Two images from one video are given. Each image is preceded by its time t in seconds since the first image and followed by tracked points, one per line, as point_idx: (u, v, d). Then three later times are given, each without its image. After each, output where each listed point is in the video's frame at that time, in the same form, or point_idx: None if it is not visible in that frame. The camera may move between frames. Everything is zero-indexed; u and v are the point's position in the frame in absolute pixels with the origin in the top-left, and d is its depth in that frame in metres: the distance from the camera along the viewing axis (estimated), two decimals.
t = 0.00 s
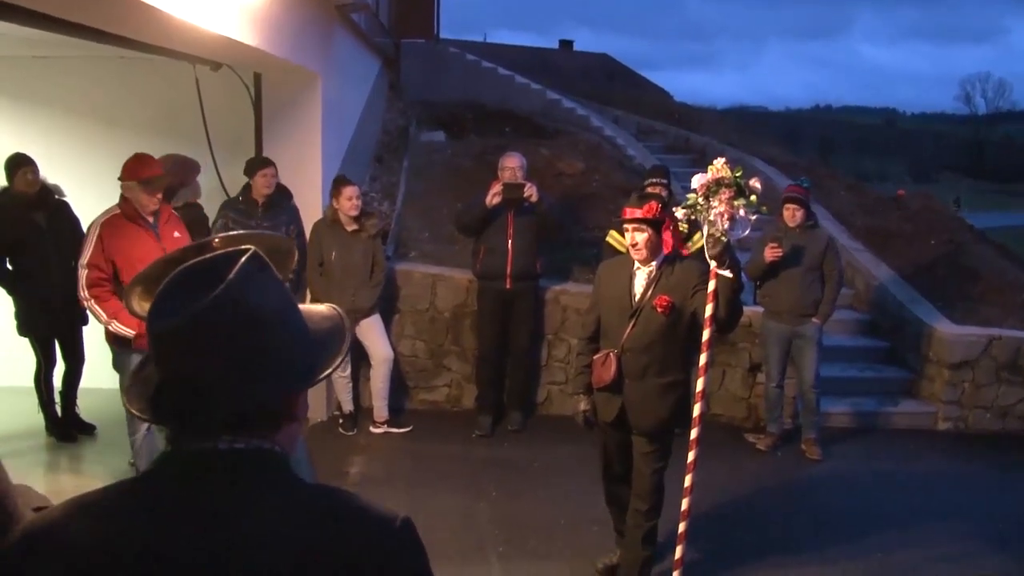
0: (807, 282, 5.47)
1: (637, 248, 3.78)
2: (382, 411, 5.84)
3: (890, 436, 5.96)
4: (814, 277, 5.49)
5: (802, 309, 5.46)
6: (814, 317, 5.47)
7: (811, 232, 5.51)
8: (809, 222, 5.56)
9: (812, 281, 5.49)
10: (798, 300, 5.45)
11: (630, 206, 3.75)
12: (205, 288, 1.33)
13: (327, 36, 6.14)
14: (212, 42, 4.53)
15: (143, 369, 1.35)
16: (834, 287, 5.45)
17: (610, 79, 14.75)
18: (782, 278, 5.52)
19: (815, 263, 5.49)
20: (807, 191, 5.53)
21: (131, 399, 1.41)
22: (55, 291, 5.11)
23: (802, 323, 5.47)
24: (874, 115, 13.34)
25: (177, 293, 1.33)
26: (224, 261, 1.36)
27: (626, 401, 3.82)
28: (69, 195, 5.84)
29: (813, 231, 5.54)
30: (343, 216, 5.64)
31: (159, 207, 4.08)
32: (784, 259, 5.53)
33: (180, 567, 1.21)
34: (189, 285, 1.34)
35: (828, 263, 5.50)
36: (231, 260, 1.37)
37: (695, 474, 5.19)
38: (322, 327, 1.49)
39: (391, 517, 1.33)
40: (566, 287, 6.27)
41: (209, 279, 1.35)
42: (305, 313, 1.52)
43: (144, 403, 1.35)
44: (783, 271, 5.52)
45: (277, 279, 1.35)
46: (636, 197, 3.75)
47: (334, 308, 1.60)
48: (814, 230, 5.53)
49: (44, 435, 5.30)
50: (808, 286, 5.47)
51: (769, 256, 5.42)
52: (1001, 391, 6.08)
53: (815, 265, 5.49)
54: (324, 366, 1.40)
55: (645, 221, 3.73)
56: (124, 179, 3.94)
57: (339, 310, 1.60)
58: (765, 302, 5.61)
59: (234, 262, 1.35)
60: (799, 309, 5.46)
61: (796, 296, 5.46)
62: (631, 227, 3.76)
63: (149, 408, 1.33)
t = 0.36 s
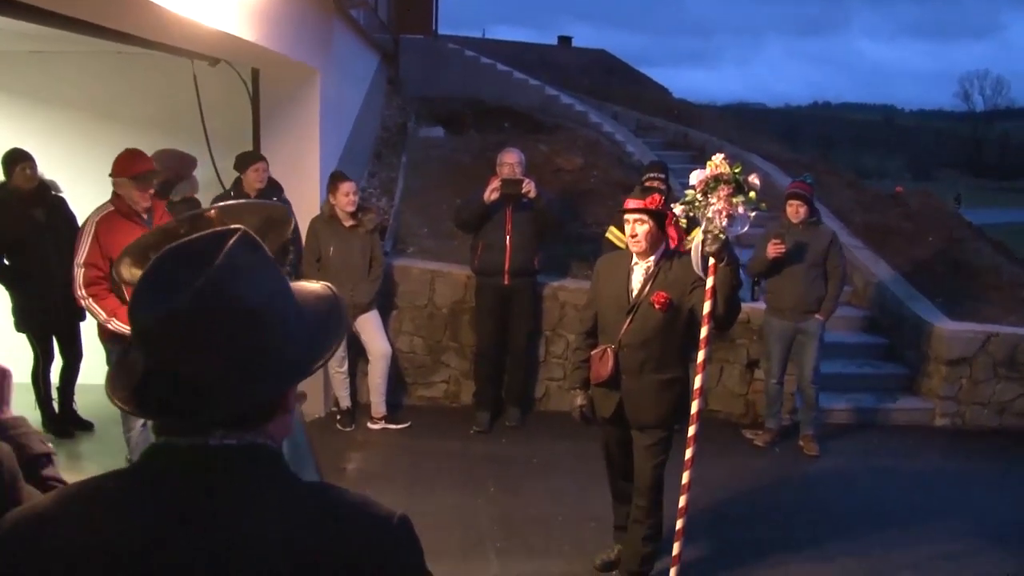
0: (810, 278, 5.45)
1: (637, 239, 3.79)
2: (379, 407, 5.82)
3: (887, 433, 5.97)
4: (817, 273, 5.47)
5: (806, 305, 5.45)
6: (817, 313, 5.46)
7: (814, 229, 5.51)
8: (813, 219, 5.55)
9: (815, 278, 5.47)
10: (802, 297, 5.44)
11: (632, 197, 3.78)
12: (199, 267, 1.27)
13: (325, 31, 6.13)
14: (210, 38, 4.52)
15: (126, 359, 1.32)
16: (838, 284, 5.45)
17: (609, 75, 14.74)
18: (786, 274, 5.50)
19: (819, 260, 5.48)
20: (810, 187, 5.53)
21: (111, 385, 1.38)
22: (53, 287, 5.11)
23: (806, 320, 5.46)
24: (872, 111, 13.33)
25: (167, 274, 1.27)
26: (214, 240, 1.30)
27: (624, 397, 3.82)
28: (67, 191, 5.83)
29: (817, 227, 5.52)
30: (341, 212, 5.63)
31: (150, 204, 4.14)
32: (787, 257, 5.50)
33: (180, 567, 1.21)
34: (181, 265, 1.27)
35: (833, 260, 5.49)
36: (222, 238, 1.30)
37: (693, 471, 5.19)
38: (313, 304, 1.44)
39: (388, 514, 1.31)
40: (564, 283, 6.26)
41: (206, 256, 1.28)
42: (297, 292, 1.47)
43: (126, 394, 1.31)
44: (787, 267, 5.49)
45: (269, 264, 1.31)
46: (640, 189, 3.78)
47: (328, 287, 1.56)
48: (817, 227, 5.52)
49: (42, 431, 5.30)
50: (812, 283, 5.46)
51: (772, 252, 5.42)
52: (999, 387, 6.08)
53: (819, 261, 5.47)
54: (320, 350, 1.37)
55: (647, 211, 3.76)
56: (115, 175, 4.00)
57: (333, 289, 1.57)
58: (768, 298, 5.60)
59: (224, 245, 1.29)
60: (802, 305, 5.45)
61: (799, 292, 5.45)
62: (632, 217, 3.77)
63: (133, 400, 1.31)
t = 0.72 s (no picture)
0: (806, 280, 5.46)
1: (622, 238, 3.82)
2: (369, 408, 5.83)
3: (877, 433, 5.98)
4: (814, 274, 5.47)
5: (802, 306, 5.46)
6: (813, 314, 5.47)
7: (810, 230, 5.51)
8: (809, 220, 5.55)
9: (811, 279, 5.46)
10: (798, 298, 5.45)
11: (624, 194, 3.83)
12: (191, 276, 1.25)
13: (315, 33, 6.13)
14: (199, 39, 4.51)
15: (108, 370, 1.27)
16: (834, 284, 5.42)
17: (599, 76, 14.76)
18: (783, 274, 5.51)
19: (815, 261, 5.47)
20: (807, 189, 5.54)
21: (95, 396, 1.32)
22: (41, 289, 5.08)
23: (800, 321, 5.48)
24: (860, 112, 13.39)
25: (159, 284, 1.25)
26: (207, 248, 1.29)
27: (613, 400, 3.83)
28: (55, 192, 5.81)
29: (812, 229, 5.53)
30: (331, 213, 5.62)
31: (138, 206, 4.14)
32: (782, 257, 5.52)
33: None
34: (176, 275, 1.26)
35: (828, 261, 5.47)
36: (215, 247, 1.29)
37: (684, 471, 5.20)
38: (308, 314, 1.40)
39: (379, 533, 1.30)
40: (554, 285, 6.27)
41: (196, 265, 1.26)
42: (289, 299, 1.43)
43: (108, 406, 1.26)
44: (783, 268, 5.51)
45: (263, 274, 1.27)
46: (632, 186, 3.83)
47: (321, 294, 1.52)
48: (813, 228, 5.53)
49: (31, 434, 5.27)
50: (808, 284, 5.46)
51: (767, 254, 5.38)
52: (987, 387, 6.11)
53: (814, 263, 5.47)
54: (314, 366, 1.32)
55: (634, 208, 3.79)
56: (104, 176, 4.01)
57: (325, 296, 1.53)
58: (765, 297, 5.61)
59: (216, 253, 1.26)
60: (798, 306, 5.46)
61: (797, 293, 5.46)
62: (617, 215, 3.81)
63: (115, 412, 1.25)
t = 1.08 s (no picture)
0: (810, 282, 5.46)
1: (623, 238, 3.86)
2: (368, 410, 5.83)
3: (876, 435, 5.99)
4: (818, 277, 5.48)
5: (804, 309, 5.47)
6: (815, 317, 5.47)
7: (816, 232, 5.50)
8: (816, 222, 5.53)
9: (815, 282, 5.47)
10: (802, 300, 5.45)
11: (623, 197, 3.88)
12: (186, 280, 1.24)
13: (314, 33, 6.13)
14: (199, 40, 4.51)
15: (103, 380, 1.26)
16: (837, 287, 5.43)
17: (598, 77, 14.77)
18: (785, 276, 5.52)
19: (819, 264, 5.48)
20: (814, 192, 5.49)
21: (89, 408, 1.31)
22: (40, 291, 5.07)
23: (802, 323, 5.49)
24: (859, 113, 13.41)
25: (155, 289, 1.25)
26: (202, 252, 1.28)
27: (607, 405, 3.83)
28: (53, 193, 5.82)
29: (819, 231, 5.52)
30: (330, 212, 5.64)
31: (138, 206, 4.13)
32: (786, 258, 5.53)
33: None
34: (173, 280, 1.26)
35: (833, 265, 5.48)
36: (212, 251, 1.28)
37: (683, 473, 5.20)
38: (302, 321, 1.40)
39: (386, 555, 1.25)
40: (553, 286, 6.28)
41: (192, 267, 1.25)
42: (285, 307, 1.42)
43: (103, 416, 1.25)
44: (786, 269, 5.52)
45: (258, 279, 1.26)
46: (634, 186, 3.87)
47: (317, 300, 1.52)
48: (819, 230, 5.51)
49: (31, 435, 5.27)
50: (812, 287, 5.46)
51: (771, 253, 5.43)
52: (987, 388, 6.12)
53: (819, 266, 5.48)
54: (309, 373, 1.31)
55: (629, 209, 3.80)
56: (102, 177, 4.00)
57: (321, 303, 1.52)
58: (768, 299, 5.63)
59: (211, 255, 1.26)
60: (801, 308, 5.46)
61: (800, 295, 5.46)
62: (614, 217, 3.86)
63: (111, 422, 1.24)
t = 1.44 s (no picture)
0: (822, 286, 5.45)
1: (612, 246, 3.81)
2: (377, 412, 5.84)
3: (886, 438, 5.99)
4: (830, 281, 5.47)
5: (815, 313, 5.46)
6: (827, 321, 5.46)
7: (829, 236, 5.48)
8: (828, 226, 5.51)
9: (827, 286, 5.46)
10: (812, 304, 5.45)
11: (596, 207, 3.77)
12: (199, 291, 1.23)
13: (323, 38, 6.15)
14: (207, 45, 4.53)
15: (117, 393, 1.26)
16: (849, 291, 5.41)
17: (605, 80, 14.79)
18: (797, 279, 5.52)
19: (832, 267, 5.47)
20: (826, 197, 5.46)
21: (102, 420, 1.31)
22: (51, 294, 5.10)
23: (813, 327, 5.48)
24: (866, 116, 13.39)
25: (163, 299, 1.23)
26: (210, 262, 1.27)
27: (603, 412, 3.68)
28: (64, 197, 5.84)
29: (832, 235, 5.50)
30: (336, 216, 5.65)
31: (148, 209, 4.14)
32: (799, 259, 5.53)
33: None
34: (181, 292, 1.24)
35: (845, 269, 5.46)
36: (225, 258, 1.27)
37: (692, 477, 5.20)
38: (313, 326, 1.38)
39: (410, 566, 1.22)
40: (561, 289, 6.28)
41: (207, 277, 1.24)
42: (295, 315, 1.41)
43: (117, 426, 1.25)
44: (798, 271, 5.52)
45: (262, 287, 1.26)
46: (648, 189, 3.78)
47: (324, 309, 1.50)
48: (832, 234, 5.49)
49: (41, 437, 5.29)
50: (824, 291, 5.45)
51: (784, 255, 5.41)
52: (997, 392, 6.10)
53: (831, 269, 5.47)
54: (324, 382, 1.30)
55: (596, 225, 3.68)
56: (112, 180, 4.00)
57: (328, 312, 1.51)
58: (780, 302, 5.62)
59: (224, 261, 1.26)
60: (812, 312, 5.46)
61: (811, 299, 5.46)
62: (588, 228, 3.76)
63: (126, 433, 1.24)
